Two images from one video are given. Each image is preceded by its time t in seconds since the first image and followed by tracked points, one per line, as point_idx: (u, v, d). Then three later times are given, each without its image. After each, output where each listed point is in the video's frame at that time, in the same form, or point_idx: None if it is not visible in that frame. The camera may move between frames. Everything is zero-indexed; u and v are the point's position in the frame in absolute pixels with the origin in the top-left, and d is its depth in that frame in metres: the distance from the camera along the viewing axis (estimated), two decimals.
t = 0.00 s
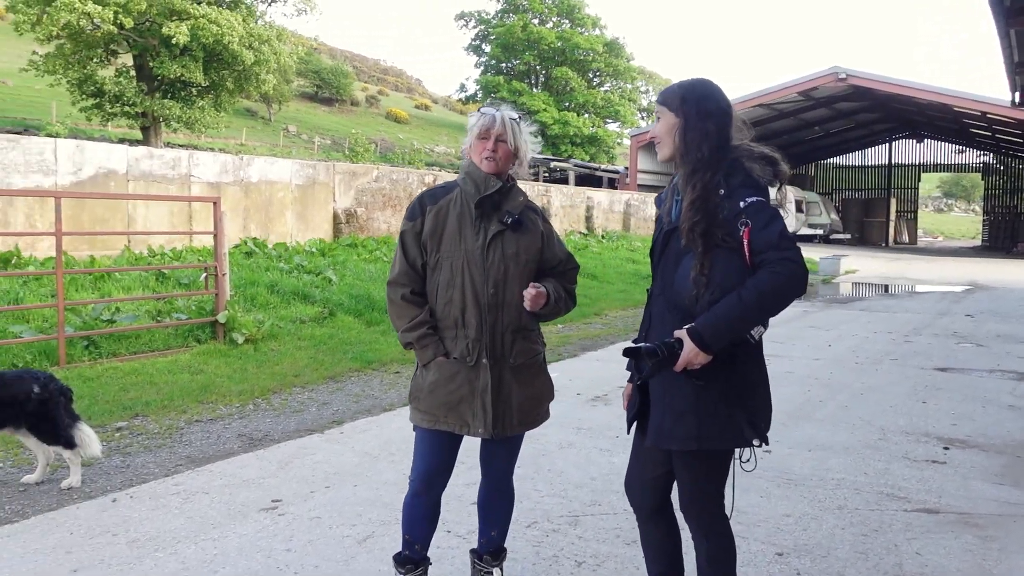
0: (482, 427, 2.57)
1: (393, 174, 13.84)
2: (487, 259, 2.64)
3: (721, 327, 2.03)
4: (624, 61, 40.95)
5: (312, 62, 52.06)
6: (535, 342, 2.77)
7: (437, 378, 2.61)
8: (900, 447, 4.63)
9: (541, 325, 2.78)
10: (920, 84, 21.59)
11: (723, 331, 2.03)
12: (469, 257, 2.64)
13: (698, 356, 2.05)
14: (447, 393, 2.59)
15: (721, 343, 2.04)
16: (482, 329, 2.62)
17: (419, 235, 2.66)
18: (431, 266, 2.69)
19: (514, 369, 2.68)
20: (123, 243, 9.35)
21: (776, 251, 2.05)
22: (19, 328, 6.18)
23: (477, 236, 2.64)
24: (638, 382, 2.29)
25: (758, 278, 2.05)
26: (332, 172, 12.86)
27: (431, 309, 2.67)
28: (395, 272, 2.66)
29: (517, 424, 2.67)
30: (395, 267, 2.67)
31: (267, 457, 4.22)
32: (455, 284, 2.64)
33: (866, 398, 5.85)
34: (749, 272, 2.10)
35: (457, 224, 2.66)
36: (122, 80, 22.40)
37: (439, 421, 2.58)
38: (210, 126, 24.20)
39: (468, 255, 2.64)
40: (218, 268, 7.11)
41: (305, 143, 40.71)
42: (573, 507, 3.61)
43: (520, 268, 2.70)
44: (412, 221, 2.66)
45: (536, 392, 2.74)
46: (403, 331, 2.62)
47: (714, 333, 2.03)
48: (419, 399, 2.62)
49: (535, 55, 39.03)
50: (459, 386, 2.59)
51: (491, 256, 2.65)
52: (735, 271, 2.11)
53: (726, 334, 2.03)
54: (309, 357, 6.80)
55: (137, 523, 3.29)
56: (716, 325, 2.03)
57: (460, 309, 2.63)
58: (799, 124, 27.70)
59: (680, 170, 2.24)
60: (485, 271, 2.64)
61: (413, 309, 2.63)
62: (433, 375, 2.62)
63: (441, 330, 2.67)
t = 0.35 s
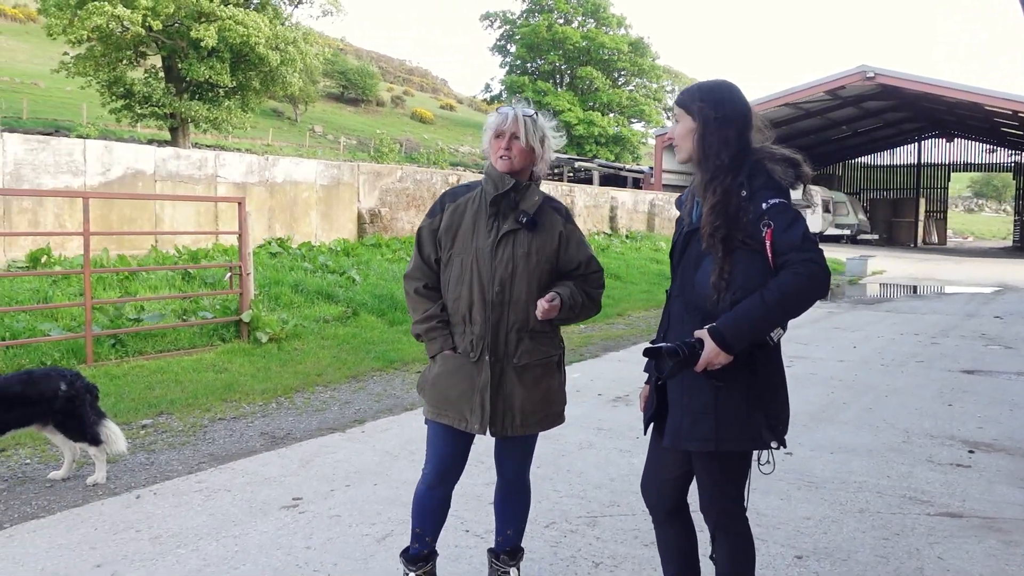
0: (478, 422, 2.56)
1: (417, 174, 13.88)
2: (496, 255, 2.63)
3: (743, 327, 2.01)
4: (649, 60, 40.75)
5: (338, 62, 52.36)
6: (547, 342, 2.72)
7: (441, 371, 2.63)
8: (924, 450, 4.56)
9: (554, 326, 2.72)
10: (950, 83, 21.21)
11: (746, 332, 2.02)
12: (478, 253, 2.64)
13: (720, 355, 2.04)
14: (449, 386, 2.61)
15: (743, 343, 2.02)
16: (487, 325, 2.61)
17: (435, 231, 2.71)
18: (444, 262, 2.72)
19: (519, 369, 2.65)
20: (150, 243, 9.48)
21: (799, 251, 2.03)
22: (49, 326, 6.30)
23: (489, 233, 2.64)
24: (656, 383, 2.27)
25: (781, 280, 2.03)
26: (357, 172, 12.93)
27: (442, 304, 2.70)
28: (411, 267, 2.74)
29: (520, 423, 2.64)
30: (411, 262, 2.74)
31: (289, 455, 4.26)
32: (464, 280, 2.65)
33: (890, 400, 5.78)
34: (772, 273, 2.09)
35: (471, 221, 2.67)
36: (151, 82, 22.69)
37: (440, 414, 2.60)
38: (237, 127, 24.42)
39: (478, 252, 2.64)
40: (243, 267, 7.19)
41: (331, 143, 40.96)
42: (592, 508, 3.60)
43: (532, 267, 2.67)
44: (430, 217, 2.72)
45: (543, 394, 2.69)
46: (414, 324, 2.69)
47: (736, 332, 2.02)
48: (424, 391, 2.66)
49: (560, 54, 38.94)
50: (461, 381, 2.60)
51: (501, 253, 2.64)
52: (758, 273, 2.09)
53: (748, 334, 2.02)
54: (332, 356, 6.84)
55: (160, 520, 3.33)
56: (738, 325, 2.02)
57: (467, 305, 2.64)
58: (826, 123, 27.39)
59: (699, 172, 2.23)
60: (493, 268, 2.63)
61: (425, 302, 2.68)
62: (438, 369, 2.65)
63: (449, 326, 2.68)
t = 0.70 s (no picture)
0: (482, 419, 2.55)
1: (435, 174, 13.91)
2: (508, 254, 2.63)
3: (772, 329, 2.01)
4: (667, 60, 40.62)
5: (356, 63, 52.56)
6: (553, 345, 2.71)
7: (447, 367, 2.64)
8: (944, 453, 4.52)
9: (560, 327, 2.71)
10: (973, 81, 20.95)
11: (774, 335, 2.01)
12: (489, 251, 2.64)
13: (749, 357, 2.03)
14: (454, 382, 2.61)
15: (772, 346, 2.02)
16: (495, 323, 2.61)
17: (449, 228, 2.71)
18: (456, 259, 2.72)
19: (525, 368, 2.64)
20: (170, 243, 9.57)
21: (826, 253, 2.02)
22: (70, 326, 6.37)
23: (502, 232, 2.64)
24: (679, 385, 2.26)
25: (808, 281, 2.02)
26: (375, 172, 12.97)
27: (452, 301, 2.70)
28: (424, 262, 2.75)
29: (522, 423, 2.62)
30: (424, 258, 2.75)
31: (308, 454, 4.28)
32: (474, 278, 2.65)
33: (910, 402, 5.73)
34: (798, 276, 2.08)
35: (484, 219, 2.67)
36: (171, 83, 22.89)
37: (445, 409, 2.61)
38: (256, 127, 24.58)
39: (491, 250, 2.64)
40: (262, 267, 7.24)
41: (349, 143, 41.14)
42: (609, 509, 3.60)
43: (543, 267, 2.66)
44: (444, 214, 2.73)
45: (548, 395, 2.67)
46: (422, 318, 2.70)
47: (764, 335, 2.01)
48: (430, 386, 2.67)
49: (578, 54, 38.87)
50: (467, 376, 2.61)
51: (512, 252, 2.63)
52: (784, 275, 2.08)
53: (776, 336, 2.01)
54: (350, 356, 6.87)
55: (181, 518, 3.36)
56: (766, 328, 2.01)
57: (476, 302, 2.64)
58: (846, 123, 27.16)
59: (717, 175, 2.22)
60: (504, 266, 2.62)
61: (435, 297, 2.70)
62: (444, 364, 2.66)
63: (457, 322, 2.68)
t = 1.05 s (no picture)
0: (499, 419, 2.55)
1: (450, 174, 13.92)
2: (515, 253, 2.63)
3: (792, 330, 2.00)
4: (682, 59, 40.48)
5: (371, 63, 52.70)
6: (558, 341, 2.73)
7: (459, 370, 2.62)
8: (963, 454, 4.48)
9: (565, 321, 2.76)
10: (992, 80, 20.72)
11: (794, 337, 2.00)
12: (496, 251, 2.63)
13: (768, 359, 2.02)
14: (466, 385, 2.60)
15: (792, 348, 2.01)
16: (506, 323, 2.61)
17: (449, 229, 2.68)
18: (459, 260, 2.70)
19: (536, 365, 2.66)
20: (187, 243, 9.63)
21: (845, 253, 2.01)
22: (89, 325, 6.43)
23: (506, 231, 2.63)
24: (697, 387, 2.25)
25: (828, 281, 2.01)
26: (390, 172, 12.99)
27: (457, 302, 2.68)
28: (424, 265, 2.69)
29: (536, 420, 2.64)
30: (423, 260, 2.70)
31: (323, 454, 4.30)
32: (481, 278, 2.64)
33: (927, 403, 5.67)
34: (818, 277, 2.07)
35: (486, 219, 2.66)
36: (188, 84, 23.04)
37: (460, 412, 2.59)
38: (272, 128, 24.69)
39: (497, 250, 2.63)
40: (278, 267, 7.27)
41: (364, 143, 41.24)
42: (624, 509, 3.59)
43: (549, 264, 2.67)
44: (441, 215, 2.69)
45: (558, 391, 2.70)
46: (427, 323, 2.65)
47: (784, 337, 2.00)
48: (441, 391, 2.64)
49: (593, 54, 38.79)
50: (481, 378, 2.60)
51: (519, 250, 2.63)
52: (803, 276, 2.07)
53: (796, 337, 2.00)
54: (366, 355, 6.89)
55: (198, 516, 3.38)
56: (786, 330, 2.00)
57: (484, 302, 2.63)
58: (864, 121, 26.96)
59: (733, 178, 2.21)
60: (512, 266, 2.62)
61: (440, 300, 2.65)
62: (454, 367, 2.64)
63: (464, 324, 2.66)
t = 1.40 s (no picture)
0: (514, 418, 2.57)
1: (461, 174, 13.93)
2: (511, 253, 2.64)
3: (804, 331, 1.99)
4: (694, 59, 40.37)
5: (382, 63, 52.78)
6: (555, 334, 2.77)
7: (468, 374, 2.60)
8: (975, 455, 4.44)
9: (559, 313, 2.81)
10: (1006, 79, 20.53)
11: (807, 337, 1.99)
12: (492, 253, 2.63)
13: (780, 359, 2.01)
14: (477, 389, 2.59)
15: (803, 348, 2.00)
16: (510, 323, 2.62)
17: (440, 236, 2.64)
18: (453, 264, 2.67)
19: (541, 361, 2.68)
20: (199, 242, 9.67)
21: (857, 252, 2.00)
22: (101, 324, 6.47)
23: (499, 231, 2.64)
24: (708, 387, 2.24)
25: (841, 281, 2.00)
26: (401, 172, 13.00)
27: (456, 307, 2.66)
28: (416, 272, 2.63)
29: (546, 414, 2.66)
30: (416, 268, 2.64)
31: (333, 452, 4.31)
32: (481, 282, 2.63)
33: (940, 404, 5.64)
34: (829, 276, 2.06)
35: (477, 222, 2.65)
36: (201, 84, 23.13)
37: (474, 416, 2.59)
38: (284, 127, 24.76)
39: (493, 252, 2.63)
40: (289, 267, 7.29)
41: (376, 143, 41.30)
42: (635, 509, 3.58)
43: (543, 260, 2.70)
44: (429, 222, 2.64)
45: (561, 382, 2.74)
46: (428, 332, 2.61)
47: (796, 337, 1.99)
48: (449, 398, 2.61)
49: (604, 53, 38.72)
50: (491, 379, 2.59)
51: (515, 250, 2.64)
52: (814, 276, 2.06)
53: (808, 337, 1.99)
54: (376, 354, 6.89)
55: (209, 515, 3.40)
56: (797, 330, 1.99)
57: (487, 304, 2.62)
58: (877, 121, 26.80)
59: (746, 178, 2.20)
60: (510, 266, 2.63)
61: (439, 307, 2.61)
62: (462, 372, 2.62)
63: (465, 328, 2.65)
